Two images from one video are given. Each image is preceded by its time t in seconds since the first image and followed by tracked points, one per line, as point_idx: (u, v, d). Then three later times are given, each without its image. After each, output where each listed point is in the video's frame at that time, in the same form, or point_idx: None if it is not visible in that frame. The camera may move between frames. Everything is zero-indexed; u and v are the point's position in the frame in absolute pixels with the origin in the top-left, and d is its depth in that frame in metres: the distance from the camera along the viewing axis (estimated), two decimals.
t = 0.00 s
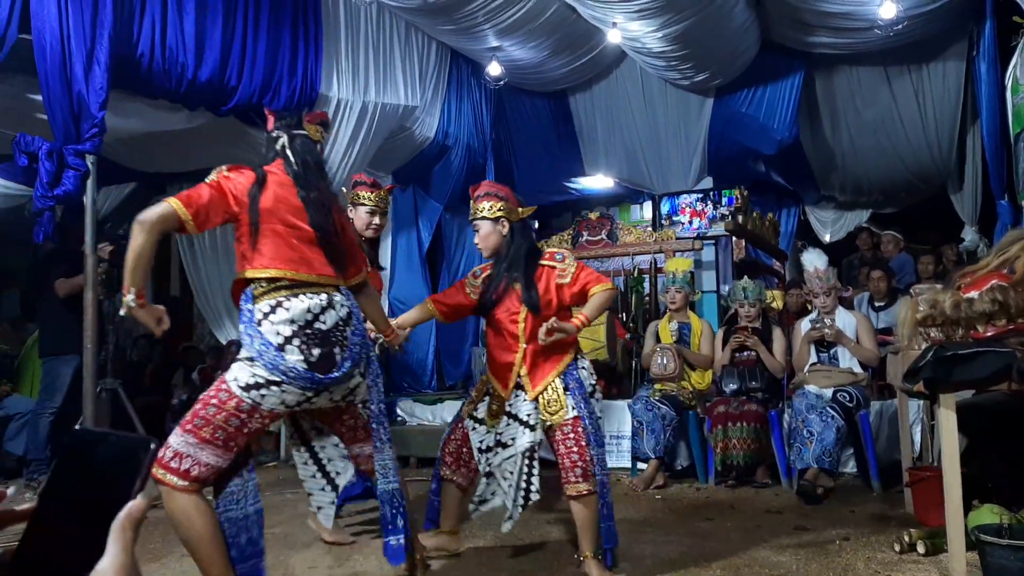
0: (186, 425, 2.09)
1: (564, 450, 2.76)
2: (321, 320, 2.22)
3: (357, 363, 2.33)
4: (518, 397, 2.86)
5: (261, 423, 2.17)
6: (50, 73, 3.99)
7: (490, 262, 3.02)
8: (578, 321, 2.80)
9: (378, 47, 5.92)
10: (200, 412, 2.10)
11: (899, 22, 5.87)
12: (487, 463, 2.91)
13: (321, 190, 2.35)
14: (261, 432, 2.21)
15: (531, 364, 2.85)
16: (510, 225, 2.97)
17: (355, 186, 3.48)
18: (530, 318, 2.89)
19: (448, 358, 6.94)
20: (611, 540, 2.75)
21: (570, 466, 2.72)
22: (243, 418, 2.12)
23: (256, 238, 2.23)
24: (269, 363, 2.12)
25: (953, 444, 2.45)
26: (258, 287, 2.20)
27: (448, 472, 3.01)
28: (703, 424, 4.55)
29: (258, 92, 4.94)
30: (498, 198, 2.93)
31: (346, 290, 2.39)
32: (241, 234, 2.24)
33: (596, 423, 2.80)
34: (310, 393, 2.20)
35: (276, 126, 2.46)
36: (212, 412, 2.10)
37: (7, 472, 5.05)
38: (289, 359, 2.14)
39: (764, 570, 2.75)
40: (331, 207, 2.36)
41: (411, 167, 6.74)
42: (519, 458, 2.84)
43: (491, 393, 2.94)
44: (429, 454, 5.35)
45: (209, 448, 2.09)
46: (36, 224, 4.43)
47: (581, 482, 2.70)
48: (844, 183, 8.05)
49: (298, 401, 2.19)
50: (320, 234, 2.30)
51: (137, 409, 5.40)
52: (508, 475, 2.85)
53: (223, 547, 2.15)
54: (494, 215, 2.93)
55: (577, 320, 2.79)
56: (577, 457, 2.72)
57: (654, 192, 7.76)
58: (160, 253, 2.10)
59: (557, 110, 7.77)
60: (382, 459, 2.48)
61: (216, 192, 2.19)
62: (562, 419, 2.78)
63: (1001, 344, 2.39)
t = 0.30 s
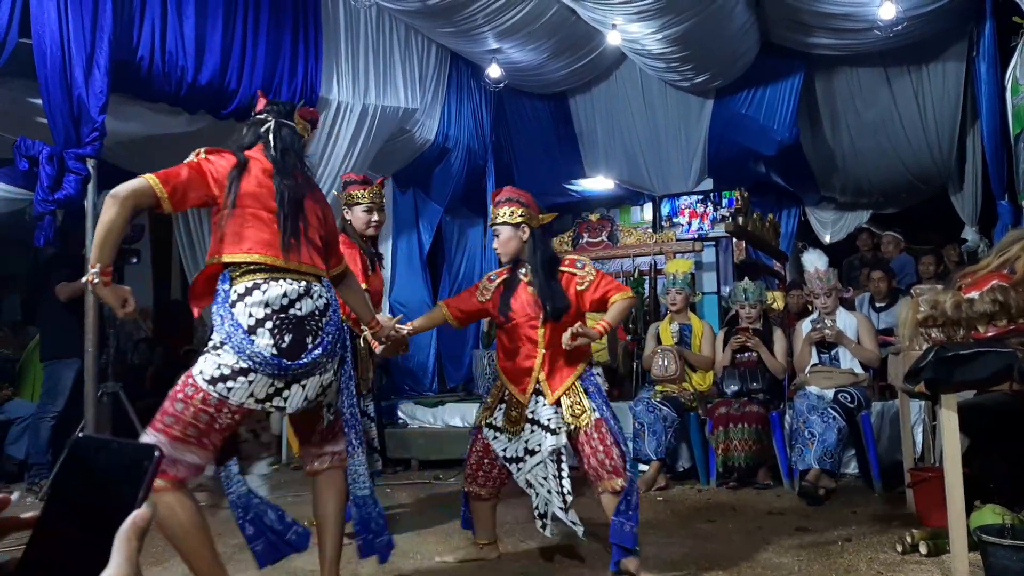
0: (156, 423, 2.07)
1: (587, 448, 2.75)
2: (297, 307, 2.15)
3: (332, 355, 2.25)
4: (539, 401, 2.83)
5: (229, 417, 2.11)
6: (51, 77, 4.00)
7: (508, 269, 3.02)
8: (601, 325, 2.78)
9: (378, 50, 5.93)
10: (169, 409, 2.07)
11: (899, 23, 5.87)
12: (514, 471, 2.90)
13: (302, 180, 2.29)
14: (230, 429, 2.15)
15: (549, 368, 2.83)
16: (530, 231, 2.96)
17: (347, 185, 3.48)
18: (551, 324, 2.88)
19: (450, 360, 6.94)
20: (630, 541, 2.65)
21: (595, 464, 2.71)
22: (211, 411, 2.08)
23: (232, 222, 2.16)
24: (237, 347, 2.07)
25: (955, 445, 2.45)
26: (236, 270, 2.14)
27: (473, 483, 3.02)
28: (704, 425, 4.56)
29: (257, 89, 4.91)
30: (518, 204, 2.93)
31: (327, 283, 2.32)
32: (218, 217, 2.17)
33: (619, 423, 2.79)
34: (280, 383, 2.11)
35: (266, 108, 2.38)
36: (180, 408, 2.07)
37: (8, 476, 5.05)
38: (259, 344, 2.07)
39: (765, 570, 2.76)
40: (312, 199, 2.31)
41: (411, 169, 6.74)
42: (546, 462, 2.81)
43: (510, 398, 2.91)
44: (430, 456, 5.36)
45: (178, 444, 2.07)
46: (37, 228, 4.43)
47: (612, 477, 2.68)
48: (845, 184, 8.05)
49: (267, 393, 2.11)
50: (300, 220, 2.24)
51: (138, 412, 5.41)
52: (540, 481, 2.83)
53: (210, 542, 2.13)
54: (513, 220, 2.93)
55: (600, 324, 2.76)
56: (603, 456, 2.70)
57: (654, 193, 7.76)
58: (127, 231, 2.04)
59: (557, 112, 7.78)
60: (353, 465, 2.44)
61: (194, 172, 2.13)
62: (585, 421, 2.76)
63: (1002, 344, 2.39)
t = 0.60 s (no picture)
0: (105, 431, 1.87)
1: (615, 447, 2.75)
2: (250, 306, 1.98)
3: (294, 353, 2.07)
4: (567, 401, 2.83)
5: (177, 419, 1.91)
6: (49, 74, 3.99)
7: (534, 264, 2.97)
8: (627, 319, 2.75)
9: (377, 48, 5.92)
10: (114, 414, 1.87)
11: (898, 23, 5.87)
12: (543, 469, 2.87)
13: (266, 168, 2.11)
14: (182, 435, 1.94)
15: (581, 367, 2.82)
16: (556, 229, 2.94)
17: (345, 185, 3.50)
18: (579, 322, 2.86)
19: (448, 358, 6.93)
20: (659, 537, 2.66)
21: (622, 463, 2.72)
22: (161, 414, 1.88)
23: (187, 218, 1.99)
24: (186, 349, 1.90)
25: (953, 445, 2.44)
26: (189, 269, 1.96)
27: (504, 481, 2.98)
28: (703, 425, 4.53)
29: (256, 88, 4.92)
30: (544, 202, 2.92)
31: (289, 279, 2.14)
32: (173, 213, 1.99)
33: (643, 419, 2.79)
34: (234, 385, 1.94)
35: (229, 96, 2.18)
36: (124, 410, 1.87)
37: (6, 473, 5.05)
38: (207, 344, 1.91)
39: (763, 570, 2.76)
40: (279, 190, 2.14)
41: (410, 168, 6.73)
42: (575, 460, 2.79)
43: (539, 399, 2.90)
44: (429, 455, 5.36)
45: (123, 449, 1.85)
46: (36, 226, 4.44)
47: (635, 477, 2.70)
48: (844, 184, 8.04)
49: (218, 394, 1.93)
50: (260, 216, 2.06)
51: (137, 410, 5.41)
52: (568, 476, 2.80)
53: None
54: (540, 218, 2.91)
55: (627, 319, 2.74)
56: (630, 455, 2.72)
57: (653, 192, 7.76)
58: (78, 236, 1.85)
59: (557, 111, 7.77)
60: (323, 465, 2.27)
61: (144, 169, 1.93)
62: (612, 419, 2.77)
63: (1001, 344, 2.39)
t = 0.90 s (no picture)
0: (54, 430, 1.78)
1: (634, 449, 2.75)
2: (176, 283, 1.78)
3: (230, 333, 1.84)
4: (590, 398, 2.84)
5: (104, 416, 1.76)
6: (48, 73, 3.98)
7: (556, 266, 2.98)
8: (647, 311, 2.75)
9: (376, 47, 5.91)
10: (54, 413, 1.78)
11: (896, 22, 5.87)
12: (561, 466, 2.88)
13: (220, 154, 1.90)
14: (114, 432, 1.78)
15: (604, 364, 2.82)
16: (573, 228, 2.93)
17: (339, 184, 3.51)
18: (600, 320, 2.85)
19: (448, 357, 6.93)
20: (685, 539, 2.71)
21: (640, 465, 2.72)
22: (87, 407, 1.75)
23: (132, 197, 1.85)
24: (105, 332, 1.75)
25: (952, 444, 2.44)
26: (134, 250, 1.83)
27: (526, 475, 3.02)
28: (701, 424, 4.58)
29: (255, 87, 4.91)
30: (563, 201, 2.92)
31: (240, 258, 1.91)
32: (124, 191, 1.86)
33: (661, 421, 2.79)
34: (157, 371, 1.75)
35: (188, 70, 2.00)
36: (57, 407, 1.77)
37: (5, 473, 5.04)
38: (124, 325, 1.73)
39: (762, 569, 2.76)
40: (234, 175, 1.91)
41: (409, 167, 6.73)
42: (597, 457, 2.79)
43: (561, 395, 2.91)
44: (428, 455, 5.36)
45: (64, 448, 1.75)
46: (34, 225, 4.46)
47: (652, 480, 2.70)
48: (842, 182, 8.05)
49: (140, 384, 1.75)
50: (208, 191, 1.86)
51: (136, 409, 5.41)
52: (590, 475, 2.80)
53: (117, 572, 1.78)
54: (560, 217, 2.91)
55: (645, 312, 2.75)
56: (647, 457, 2.71)
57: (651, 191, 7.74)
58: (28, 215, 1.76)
59: (555, 110, 7.77)
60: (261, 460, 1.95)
61: (101, 144, 1.81)
62: (631, 419, 2.76)
63: (999, 343, 2.39)
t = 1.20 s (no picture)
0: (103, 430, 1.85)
1: (615, 432, 2.81)
2: (198, 281, 1.80)
3: (249, 331, 1.81)
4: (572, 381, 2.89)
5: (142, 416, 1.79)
6: (49, 71, 3.98)
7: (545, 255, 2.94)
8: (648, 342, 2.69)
9: (377, 45, 5.91)
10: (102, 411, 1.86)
11: (898, 21, 5.86)
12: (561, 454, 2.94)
13: (251, 148, 1.90)
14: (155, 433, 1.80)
15: (583, 350, 2.85)
16: (562, 218, 2.93)
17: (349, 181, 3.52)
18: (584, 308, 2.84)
19: (449, 355, 6.92)
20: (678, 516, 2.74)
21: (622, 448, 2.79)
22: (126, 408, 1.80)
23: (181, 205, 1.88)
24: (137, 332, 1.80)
25: (953, 444, 2.44)
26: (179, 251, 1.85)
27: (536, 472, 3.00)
28: (703, 423, 4.57)
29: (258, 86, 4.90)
30: (551, 191, 2.92)
31: (268, 250, 1.89)
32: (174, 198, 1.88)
33: (643, 407, 2.80)
34: (183, 370, 1.76)
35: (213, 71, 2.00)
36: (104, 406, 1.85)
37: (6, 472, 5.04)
38: (151, 326, 1.77)
39: (763, 569, 2.76)
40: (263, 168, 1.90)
41: (410, 167, 6.73)
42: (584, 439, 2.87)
43: (546, 381, 2.97)
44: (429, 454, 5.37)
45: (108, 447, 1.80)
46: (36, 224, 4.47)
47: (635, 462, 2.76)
48: (844, 182, 8.04)
49: (170, 383, 1.77)
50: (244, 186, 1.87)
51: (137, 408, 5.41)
52: (577, 458, 2.87)
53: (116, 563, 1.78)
54: (548, 207, 2.91)
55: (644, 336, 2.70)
56: (627, 441, 2.77)
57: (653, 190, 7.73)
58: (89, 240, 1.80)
59: (557, 110, 7.77)
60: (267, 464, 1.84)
61: (148, 167, 1.83)
62: (613, 403, 2.80)
63: (1001, 344, 2.39)
